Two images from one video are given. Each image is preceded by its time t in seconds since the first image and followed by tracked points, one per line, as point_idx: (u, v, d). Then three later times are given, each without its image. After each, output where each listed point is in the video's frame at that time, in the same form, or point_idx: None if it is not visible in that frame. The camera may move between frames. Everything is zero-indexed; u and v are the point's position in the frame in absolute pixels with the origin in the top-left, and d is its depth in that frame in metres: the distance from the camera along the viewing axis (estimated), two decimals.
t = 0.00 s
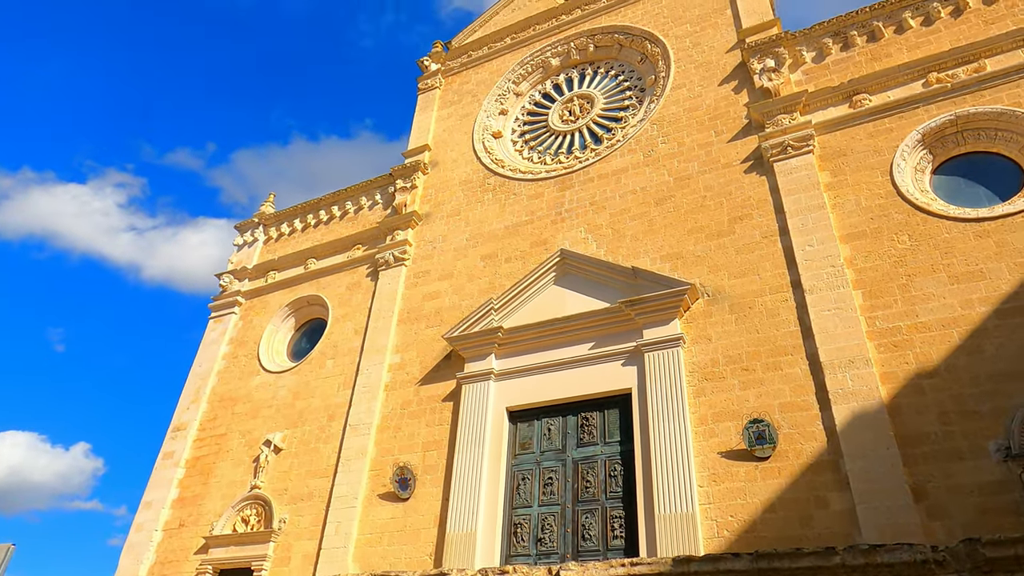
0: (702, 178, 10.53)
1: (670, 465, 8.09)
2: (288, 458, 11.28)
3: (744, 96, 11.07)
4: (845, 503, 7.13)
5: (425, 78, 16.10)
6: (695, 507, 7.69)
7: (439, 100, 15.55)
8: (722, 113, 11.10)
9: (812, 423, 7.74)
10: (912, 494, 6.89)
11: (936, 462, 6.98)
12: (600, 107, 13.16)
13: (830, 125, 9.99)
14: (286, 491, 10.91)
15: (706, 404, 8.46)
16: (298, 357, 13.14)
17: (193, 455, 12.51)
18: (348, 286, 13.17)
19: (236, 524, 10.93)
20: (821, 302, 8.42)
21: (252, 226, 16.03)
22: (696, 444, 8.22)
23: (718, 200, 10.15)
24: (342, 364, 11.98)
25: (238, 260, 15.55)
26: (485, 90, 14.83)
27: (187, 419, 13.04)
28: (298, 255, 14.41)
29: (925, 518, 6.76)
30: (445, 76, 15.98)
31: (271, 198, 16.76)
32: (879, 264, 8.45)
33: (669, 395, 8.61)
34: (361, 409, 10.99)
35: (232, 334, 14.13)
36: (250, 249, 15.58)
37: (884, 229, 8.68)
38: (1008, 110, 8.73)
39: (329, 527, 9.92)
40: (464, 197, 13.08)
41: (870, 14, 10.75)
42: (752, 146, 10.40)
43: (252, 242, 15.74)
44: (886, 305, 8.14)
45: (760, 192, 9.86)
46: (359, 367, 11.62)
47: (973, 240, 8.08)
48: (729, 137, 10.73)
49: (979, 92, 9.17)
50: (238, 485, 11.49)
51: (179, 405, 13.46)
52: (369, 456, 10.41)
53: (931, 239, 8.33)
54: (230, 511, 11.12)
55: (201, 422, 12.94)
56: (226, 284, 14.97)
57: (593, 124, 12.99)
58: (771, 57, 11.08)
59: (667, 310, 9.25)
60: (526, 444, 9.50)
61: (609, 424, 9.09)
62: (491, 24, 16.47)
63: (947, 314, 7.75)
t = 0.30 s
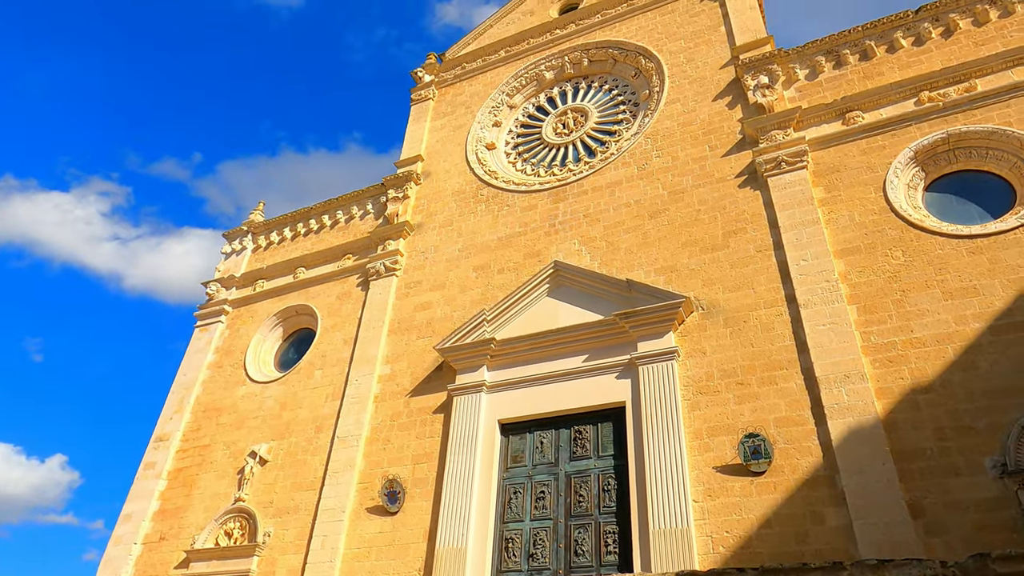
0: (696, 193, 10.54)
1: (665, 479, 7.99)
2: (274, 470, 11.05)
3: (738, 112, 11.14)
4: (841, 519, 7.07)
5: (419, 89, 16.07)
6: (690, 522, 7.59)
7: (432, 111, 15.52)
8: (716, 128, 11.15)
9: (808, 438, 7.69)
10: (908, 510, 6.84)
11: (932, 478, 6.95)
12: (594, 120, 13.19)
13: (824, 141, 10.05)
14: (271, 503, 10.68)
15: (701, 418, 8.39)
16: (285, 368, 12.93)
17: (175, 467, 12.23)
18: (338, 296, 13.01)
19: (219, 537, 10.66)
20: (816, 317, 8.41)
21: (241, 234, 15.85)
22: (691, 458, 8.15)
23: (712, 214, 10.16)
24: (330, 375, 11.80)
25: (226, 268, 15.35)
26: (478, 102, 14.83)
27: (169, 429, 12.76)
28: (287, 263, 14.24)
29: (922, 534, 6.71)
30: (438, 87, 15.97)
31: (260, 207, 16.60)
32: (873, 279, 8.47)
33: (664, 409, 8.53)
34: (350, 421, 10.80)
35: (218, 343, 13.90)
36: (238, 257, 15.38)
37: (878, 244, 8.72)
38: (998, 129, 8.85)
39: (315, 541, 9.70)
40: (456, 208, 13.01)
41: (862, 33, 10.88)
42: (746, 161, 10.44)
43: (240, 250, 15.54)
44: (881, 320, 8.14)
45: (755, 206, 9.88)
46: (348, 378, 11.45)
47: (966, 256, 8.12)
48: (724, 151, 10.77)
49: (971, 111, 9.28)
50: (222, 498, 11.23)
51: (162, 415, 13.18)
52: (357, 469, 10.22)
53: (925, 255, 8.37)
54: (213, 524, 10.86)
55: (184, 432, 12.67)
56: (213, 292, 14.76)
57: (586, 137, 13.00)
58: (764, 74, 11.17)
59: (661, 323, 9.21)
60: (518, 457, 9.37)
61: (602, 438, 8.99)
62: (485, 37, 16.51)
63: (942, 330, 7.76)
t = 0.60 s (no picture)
0: (692, 206, 10.57)
1: (660, 493, 7.92)
2: (261, 481, 10.85)
3: (733, 127, 11.21)
4: (838, 535, 7.03)
5: (413, 99, 16.05)
6: (687, 537, 7.52)
7: (426, 121, 15.50)
8: (712, 142, 11.21)
9: (804, 453, 7.66)
10: (906, 526, 6.81)
11: (929, 495, 6.94)
12: (589, 133, 13.23)
13: (818, 157, 10.12)
14: (258, 515, 10.48)
15: (697, 432, 8.35)
16: (274, 377, 12.75)
17: (159, 477, 11.98)
18: (329, 305, 12.87)
19: (203, 550, 10.44)
20: (812, 331, 8.41)
21: (230, 241, 15.68)
22: (687, 473, 8.09)
23: (708, 228, 10.18)
24: (320, 385, 11.63)
25: (214, 276, 15.16)
26: (473, 113, 14.84)
27: (154, 439, 12.51)
28: (277, 271, 14.08)
29: (919, 551, 6.68)
30: (433, 98, 15.97)
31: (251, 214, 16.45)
32: (868, 295, 8.50)
33: (660, 422, 8.47)
34: (340, 431, 10.65)
35: (205, 351, 13.69)
36: (227, 264, 15.20)
37: (872, 260, 8.76)
38: (990, 148, 8.96)
39: (303, 554, 9.51)
40: (450, 218, 12.96)
41: (856, 52, 11.01)
42: (742, 176, 10.48)
43: (229, 258, 15.36)
44: (876, 335, 8.16)
45: (750, 221, 9.91)
46: (339, 388, 11.30)
47: (960, 273, 8.18)
48: (719, 166, 10.82)
49: (963, 130, 9.39)
50: (207, 509, 11.01)
51: (146, 424, 12.92)
52: (347, 481, 10.06)
53: (920, 271, 8.41)
54: (197, 536, 10.63)
55: (169, 442, 12.43)
56: (201, 300, 14.56)
57: (582, 150, 13.02)
58: (759, 90, 11.26)
59: (657, 336, 9.18)
60: (511, 470, 9.26)
61: (597, 451, 8.91)
62: (480, 49, 16.56)
63: (937, 346, 7.79)
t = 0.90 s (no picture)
0: (690, 219, 10.59)
1: (659, 507, 7.85)
2: (251, 491, 10.66)
3: (731, 141, 11.27)
4: (839, 550, 6.99)
5: (410, 108, 16.03)
6: (687, 551, 7.44)
7: (423, 130, 15.47)
8: (710, 156, 11.26)
9: (804, 467, 7.64)
10: (907, 542, 6.79)
11: (929, 510, 6.93)
12: (586, 145, 13.25)
13: (816, 173, 10.19)
14: (248, 526, 10.28)
15: (696, 445, 8.30)
16: (265, 386, 12.57)
17: (145, 486, 11.74)
18: (322, 313, 12.74)
19: (190, 561, 10.21)
20: (811, 345, 8.41)
21: (222, 248, 15.51)
22: (686, 486, 8.04)
23: (706, 241, 10.20)
24: (313, 394, 11.48)
25: (205, 282, 14.97)
26: (470, 123, 14.84)
27: (141, 447, 12.27)
28: (270, 279, 13.93)
29: (921, 567, 6.65)
30: (429, 108, 15.96)
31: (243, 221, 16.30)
32: (867, 310, 8.53)
33: (659, 434, 8.42)
34: (333, 441, 10.49)
35: (195, 359, 13.48)
36: (218, 271, 15.02)
37: (871, 275, 8.80)
38: (986, 166, 9.05)
39: (294, 566, 9.33)
40: (446, 227, 12.90)
41: (852, 70, 11.13)
42: (740, 190, 10.52)
43: (220, 264, 15.19)
44: (875, 350, 8.17)
45: (748, 234, 9.94)
46: (332, 397, 11.15)
47: (958, 289, 8.23)
48: (717, 180, 10.87)
49: (959, 148, 9.49)
50: (195, 520, 10.79)
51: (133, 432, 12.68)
52: (340, 491, 9.90)
53: (918, 287, 8.46)
54: (185, 548, 10.41)
55: (157, 450, 12.19)
56: (192, 306, 14.36)
57: (579, 162, 13.04)
58: (757, 105, 11.34)
59: (656, 348, 9.15)
60: (508, 482, 9.15)
61: (595, 463, 8.84)
62: (477, 60, 16.60)
63: (936, 361, 7.81)
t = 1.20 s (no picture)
0: (689, 234, 10.59)
1: (659, 523, 7.76)
2: (241, 504, 10.46)
3: (729, 157, 11.32)
4: (841, 568, 6.92)
5: (407, 118, 16.01)
6: (686, 569, 7.34)
7: (419, 141, 15.44)
8: (708, 172, 11.29)
9: (805, 484, 7.58)
10: (909, 560, 6.73)
11: (931, 528, 6.89)
12: (584, 158, 13.27)
13: (815, 189, 10.23)
14: (236, 540, 10.07)
15: (696, 460, 8.23)
16: (256, 396, 12.38)
17: (131, 498, 11.49)
18: (316, 323, 12.60)
19: None
20: (811, 361, 8.39)
21: (214, 256, 15.34)
22: (685, 502, 7.95)
23: (704, 256, 10.20)
24: (305, 405, 11.31)
25: (196, 290, 14.79)
26: (467, 135, 14.83)
27: (127, 457, 12.02)
28: (263, 287, 13.78)
29: None
30: (426, 119, 15.94)
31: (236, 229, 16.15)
32: (866, 326, 8.54)
33: (658, 449, 8.34)
34: (325, 453, 10.32)
35: (184, 367, 13.27)
36: (210, 279, 14.85)
37: (870, 292, 8.81)
38: (983, 185, 9.13)
39: None
40: (443, 238, 12.84)
41: (849, 88, 11.23)
42: (738, 205, 10.55)
43: (212, 272, 15.01)
44: (875, 367, 8.17)
45: (747, 249, 9.95)
46: (325, 408, 10.99)
47: (956, 306, 8.26)
48: (715, 195, 10.89)
49: (955, 167, 9.57)
50: (181, 533, 10.56)
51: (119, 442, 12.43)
52: (332, 505, 9.73)
53: (917, 304, 8.48)
54: (171, 562, 10.17)
55: (143, 461, 11.95)
56: (182, 314, 14.17)
57: (577, 175, 13.05)
58: (755, 122, 11.41)
59: (655, 363, 9.09)
60: (504, 497, 9.03)
61: (593, 478, 8.74)
62: (474, 72, 16.63)
63: (936, 379, 7.81)
